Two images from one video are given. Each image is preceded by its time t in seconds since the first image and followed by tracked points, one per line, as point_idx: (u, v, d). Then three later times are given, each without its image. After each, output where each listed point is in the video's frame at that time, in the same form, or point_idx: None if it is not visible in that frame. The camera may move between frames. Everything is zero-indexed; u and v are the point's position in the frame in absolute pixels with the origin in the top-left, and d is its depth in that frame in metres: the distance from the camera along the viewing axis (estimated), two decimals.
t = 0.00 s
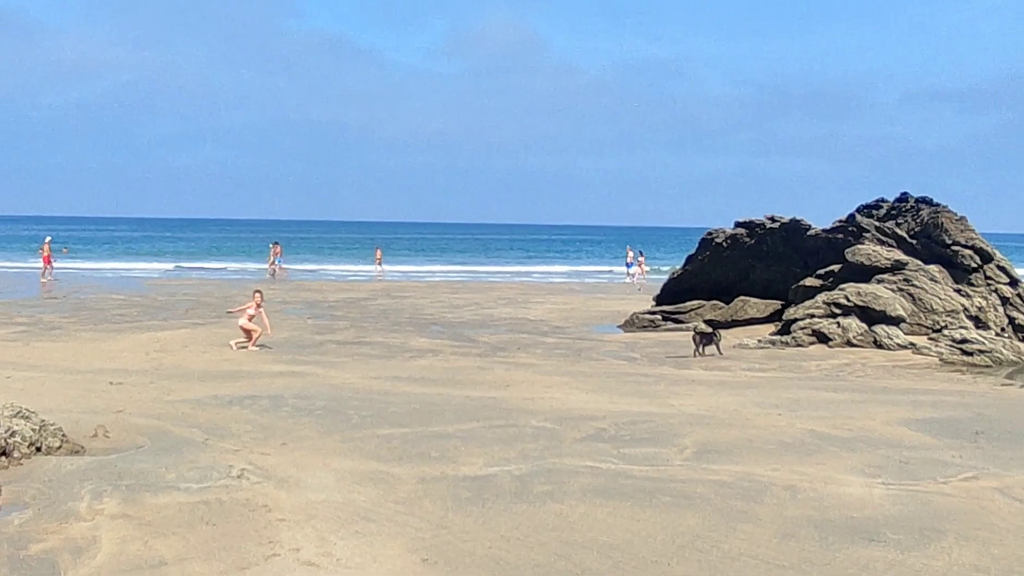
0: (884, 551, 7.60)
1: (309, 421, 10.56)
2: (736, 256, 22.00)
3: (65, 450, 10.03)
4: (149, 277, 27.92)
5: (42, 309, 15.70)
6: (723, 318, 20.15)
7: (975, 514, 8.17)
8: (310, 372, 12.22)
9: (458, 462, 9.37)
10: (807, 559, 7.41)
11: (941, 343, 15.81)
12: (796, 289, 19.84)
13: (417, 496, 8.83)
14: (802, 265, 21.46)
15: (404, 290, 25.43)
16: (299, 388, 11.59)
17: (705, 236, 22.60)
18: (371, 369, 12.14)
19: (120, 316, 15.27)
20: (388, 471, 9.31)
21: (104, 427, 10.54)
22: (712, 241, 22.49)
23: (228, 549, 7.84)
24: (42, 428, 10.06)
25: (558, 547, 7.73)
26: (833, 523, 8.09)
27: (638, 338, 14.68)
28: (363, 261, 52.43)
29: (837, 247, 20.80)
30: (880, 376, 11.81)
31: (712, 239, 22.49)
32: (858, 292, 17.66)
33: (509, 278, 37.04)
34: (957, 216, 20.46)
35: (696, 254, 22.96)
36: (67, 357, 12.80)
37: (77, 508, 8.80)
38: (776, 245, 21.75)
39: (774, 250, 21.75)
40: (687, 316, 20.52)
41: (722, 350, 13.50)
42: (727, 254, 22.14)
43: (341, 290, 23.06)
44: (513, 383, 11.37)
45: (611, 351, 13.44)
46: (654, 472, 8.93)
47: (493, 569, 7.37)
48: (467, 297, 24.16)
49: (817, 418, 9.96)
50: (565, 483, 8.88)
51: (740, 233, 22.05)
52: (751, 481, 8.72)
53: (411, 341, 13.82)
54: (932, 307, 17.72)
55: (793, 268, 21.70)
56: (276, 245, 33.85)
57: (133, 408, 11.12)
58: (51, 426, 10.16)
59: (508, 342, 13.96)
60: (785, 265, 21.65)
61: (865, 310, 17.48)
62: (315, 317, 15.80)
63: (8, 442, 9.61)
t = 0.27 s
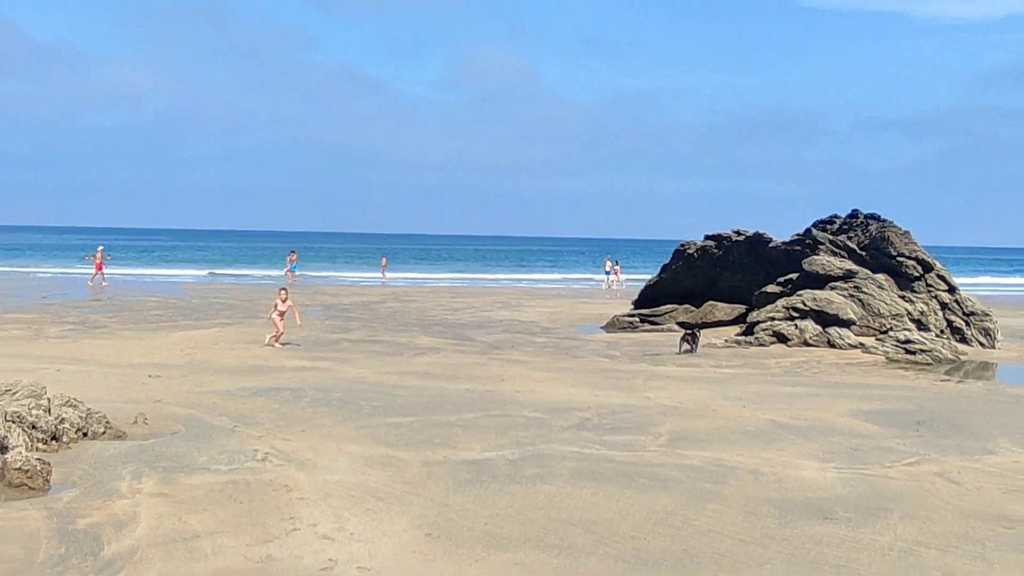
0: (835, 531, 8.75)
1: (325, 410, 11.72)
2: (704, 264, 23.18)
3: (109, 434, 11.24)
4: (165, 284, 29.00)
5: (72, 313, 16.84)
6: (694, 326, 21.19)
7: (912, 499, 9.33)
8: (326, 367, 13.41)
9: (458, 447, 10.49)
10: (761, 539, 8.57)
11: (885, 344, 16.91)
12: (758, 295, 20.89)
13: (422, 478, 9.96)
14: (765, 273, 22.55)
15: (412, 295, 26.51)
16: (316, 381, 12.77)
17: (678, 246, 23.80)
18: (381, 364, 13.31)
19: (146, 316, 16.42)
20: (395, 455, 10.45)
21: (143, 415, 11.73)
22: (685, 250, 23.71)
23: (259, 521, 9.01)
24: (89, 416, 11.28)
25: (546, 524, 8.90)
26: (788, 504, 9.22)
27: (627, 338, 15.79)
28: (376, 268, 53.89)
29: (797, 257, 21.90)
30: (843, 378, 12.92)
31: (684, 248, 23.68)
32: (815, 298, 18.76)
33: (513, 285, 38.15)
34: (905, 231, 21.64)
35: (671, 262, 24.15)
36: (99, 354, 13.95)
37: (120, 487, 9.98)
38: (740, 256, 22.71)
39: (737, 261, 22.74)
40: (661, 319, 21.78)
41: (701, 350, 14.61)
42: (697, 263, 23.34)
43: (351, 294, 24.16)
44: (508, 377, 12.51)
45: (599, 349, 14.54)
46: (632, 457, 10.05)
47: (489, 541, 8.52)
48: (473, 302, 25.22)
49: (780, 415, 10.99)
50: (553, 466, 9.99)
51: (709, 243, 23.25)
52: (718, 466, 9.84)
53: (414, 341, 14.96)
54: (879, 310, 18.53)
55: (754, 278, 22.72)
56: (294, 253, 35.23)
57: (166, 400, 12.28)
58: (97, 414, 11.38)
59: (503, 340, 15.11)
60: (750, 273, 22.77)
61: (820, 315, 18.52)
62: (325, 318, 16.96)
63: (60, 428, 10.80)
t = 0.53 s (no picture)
0: (779, 497, 10.51)
1: (350, 396, 13.68)
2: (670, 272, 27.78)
3: (168, 413, 13.18)
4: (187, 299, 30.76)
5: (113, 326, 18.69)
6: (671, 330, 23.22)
7: (845, 470, 11.14)
8: (349, 358, 15.42)
9: (462, 425, 12.40)
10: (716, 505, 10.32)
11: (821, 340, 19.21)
12: (715, 297, 23.36)
13: (432, 451, 11.79)
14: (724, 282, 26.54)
15: (422, 306, 28.28)
16: (341, 370, 14.77)
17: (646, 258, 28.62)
18: (396, 359, 15.30)
19: (181, 323, 18.30)
20: (410, 432, 12.34)
21: (197, 398, 13.66)
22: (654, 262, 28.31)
23: (296, 486, 10.67)
24: (152, 398, 13.26)
25: (536, 491, 10.65)
26: (738, 471, 11.08)
27: (609, 341, 17.42)
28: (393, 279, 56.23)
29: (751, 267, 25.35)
30: (795, 373, 14.77)
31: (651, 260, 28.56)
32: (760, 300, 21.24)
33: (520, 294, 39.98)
34: (835, 245, 25.01)
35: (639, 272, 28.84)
36: (148, 352, 15.80)
37: (176, 459, 11.64)
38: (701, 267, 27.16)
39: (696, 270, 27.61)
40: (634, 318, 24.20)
41: (677, 348, 16.47)
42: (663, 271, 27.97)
43: (364, 305, 25.95)
44: (505, 371, 14.48)
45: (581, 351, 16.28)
46: (608, 433, 11.96)
47: (487, 504, 10.29)
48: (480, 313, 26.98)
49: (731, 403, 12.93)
50: (542, 441, 11.86)
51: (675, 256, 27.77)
52: (681, 442, 11.70)
53: (422, 341, 16.86)
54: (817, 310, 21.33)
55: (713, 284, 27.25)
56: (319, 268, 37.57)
57: (212, 386, 14.20)
58: (158, 397, 13.35)
59: (500, 341, 17.04)
60: (708, 281, 27.20)
61: (766, 314, 21.05)
62: (343, 319, 18.87)
63: (126, 408, 12.71)
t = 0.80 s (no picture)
0: (728, 461, 11.82)
1: (379, 380, 16.58)
2: (638, 277, 36.39)
3: (231, 392, 15.96)
4: (215, 310, 33.08)
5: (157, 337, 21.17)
6: (655, 332, 29.00)
7: (787, 438, 13.23)
8: (376, 360, 18.21)
9: (469, 402, 15.19)
10: (677, 467, 11.45)
11: (764, 332, 27.25)
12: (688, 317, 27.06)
13: (447, 421, 14.27)
14: (678, 284, 35.17)
15: (434, 320, 30.76)
16: (369, 366, 17.60)
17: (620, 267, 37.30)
18: (415, 361, 18.18)
19: (228, 334, 21.12)
20: (428, 407, 15.01)
21: (254, 379, 16.53)
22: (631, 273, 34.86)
23: (333, 453, 11.99)
24: (218, 379, 16.09)
25: (532, 453, 12.25)
26: (697, 441, 13.04)
27: (597, 350, 20.98)
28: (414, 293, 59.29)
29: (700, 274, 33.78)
30: (736, 371, 18.30)
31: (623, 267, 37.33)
32: (713, 302, 29.24)
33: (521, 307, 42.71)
34: (775, 258, 33.64)
35: (616, 278, 37.08)
36: (200, 352, 18.38)
37: (238, 428, 13.38)
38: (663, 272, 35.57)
39: (660, 275, 35.77)
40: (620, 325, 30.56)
41: (648, 359, 19.40)
42: (636, 276, 36.36)
43: (379, 321, 28.44)
44: (505, 372, 17.28)
45: (571, 355, 19.67)
46: (588, 408, 14.79)
47: (489, 467, 11.38)
48: (489, 325, 29.46)
49: (689, 385, 16.51)
50: (535, 414, 14.53)
51: (642, 264, 36.38)
52: (650, 416, 14.27)
53: (435, 348, 19.91)
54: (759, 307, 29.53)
55: (674, 287, 35.30)
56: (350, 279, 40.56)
57: (267, 370, 17.19)
58: (222, 378, 16.22)
59: (498, 349, 20.03)
60: (670, 283, 35.41)
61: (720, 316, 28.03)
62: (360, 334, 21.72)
63: (198, 385, 15.44)
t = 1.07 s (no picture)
0: (727, 462, 11.82)
1: (378, 382, 16.58)
2: (639, 278, 36.42)
3: (230, 393, 15.97)
4: (214, 312, 33.07)
5: (157, 338, 21.17)
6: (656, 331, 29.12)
7: (785, 438, 13.26)
8: (376, 361, 18.25)
9: (469, 404, 15.19)
10: (676, 468, 11.45)
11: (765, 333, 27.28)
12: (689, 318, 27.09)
13: (447, 422, 14.29)
14: (678, 285, 35.17)
15: (433, 321, 30.73)
16: (369, 368, 17.63)
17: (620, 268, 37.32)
18: (414, 363, 18.20)
19: (229, 336, 21.16)
20: (427, 409, 15.02)
21: (253, 381, 16.54)
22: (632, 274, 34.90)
23: (335, 453, 12.07)
24: (217, 380, 16.10)
25: (530, 454, 12.27)
26: (695, 442, 13.07)
27: (597, 351, 21.07)
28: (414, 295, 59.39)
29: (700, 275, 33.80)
30: (735, 372, 18.32)
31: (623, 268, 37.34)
32: (712, 302, 29.26)
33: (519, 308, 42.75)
34: (773, 258, 33.70)
35: (616, 279, 37.11)
36: (200, 354, 18.37)
37: (237, 429, 13.46)
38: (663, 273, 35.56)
39: (660, 276, 35.79)
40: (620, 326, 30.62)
41: (647, 361, 19.42)
42: (636, 277, 36.39)
43: (377, 322, 28.43)
44: (505, 373, 17.33)
45: (572, 356, 19.73)
46: (587, 408, 14.81)
47: (490, 468, 11.41)
48: (488, 325, 29.46)
49: (689, 385, 16.59)
50: (535, 416, 14.53)
51: (643, 265, 36.42)
52: (649, 418, 14.26)
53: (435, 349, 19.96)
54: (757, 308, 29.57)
55: (673, 287, 35.32)
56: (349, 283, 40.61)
57: (267, 371, 17.25)
58: (222, 380, 16.23)
59: (497, 350, 20.06)
60: (670, 284, 35.42)
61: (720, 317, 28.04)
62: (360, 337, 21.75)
63: (198, 387, 15.45)
